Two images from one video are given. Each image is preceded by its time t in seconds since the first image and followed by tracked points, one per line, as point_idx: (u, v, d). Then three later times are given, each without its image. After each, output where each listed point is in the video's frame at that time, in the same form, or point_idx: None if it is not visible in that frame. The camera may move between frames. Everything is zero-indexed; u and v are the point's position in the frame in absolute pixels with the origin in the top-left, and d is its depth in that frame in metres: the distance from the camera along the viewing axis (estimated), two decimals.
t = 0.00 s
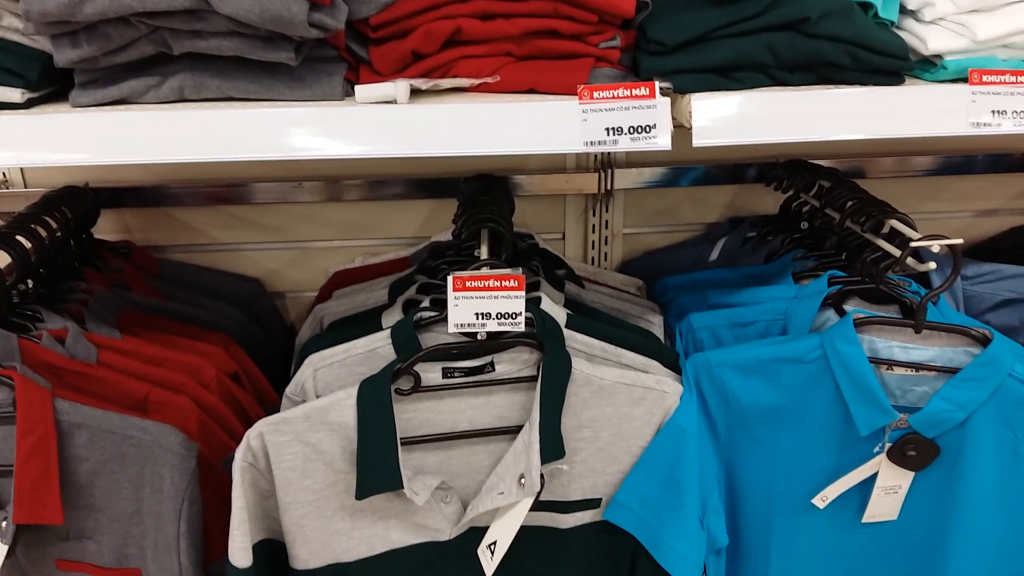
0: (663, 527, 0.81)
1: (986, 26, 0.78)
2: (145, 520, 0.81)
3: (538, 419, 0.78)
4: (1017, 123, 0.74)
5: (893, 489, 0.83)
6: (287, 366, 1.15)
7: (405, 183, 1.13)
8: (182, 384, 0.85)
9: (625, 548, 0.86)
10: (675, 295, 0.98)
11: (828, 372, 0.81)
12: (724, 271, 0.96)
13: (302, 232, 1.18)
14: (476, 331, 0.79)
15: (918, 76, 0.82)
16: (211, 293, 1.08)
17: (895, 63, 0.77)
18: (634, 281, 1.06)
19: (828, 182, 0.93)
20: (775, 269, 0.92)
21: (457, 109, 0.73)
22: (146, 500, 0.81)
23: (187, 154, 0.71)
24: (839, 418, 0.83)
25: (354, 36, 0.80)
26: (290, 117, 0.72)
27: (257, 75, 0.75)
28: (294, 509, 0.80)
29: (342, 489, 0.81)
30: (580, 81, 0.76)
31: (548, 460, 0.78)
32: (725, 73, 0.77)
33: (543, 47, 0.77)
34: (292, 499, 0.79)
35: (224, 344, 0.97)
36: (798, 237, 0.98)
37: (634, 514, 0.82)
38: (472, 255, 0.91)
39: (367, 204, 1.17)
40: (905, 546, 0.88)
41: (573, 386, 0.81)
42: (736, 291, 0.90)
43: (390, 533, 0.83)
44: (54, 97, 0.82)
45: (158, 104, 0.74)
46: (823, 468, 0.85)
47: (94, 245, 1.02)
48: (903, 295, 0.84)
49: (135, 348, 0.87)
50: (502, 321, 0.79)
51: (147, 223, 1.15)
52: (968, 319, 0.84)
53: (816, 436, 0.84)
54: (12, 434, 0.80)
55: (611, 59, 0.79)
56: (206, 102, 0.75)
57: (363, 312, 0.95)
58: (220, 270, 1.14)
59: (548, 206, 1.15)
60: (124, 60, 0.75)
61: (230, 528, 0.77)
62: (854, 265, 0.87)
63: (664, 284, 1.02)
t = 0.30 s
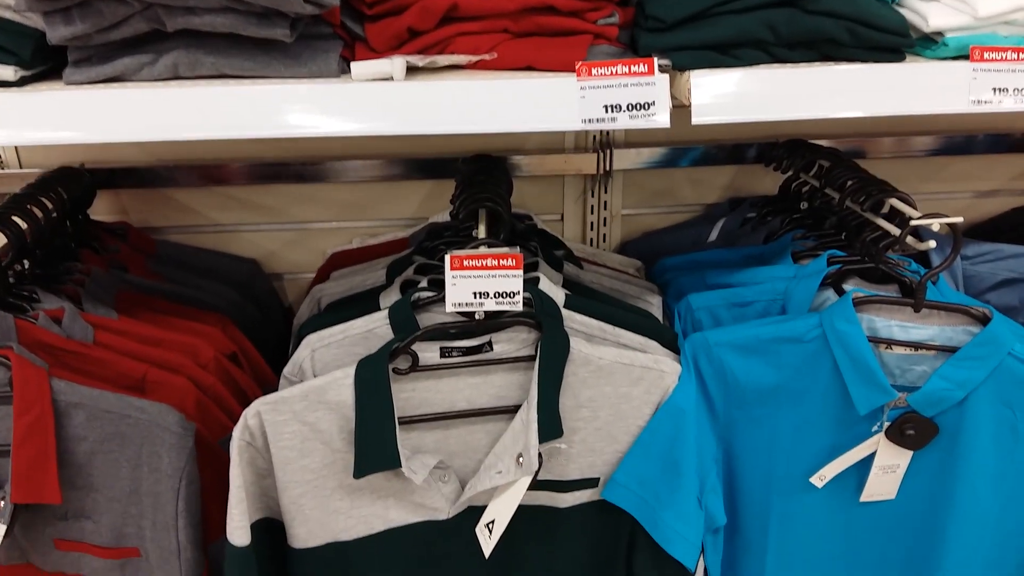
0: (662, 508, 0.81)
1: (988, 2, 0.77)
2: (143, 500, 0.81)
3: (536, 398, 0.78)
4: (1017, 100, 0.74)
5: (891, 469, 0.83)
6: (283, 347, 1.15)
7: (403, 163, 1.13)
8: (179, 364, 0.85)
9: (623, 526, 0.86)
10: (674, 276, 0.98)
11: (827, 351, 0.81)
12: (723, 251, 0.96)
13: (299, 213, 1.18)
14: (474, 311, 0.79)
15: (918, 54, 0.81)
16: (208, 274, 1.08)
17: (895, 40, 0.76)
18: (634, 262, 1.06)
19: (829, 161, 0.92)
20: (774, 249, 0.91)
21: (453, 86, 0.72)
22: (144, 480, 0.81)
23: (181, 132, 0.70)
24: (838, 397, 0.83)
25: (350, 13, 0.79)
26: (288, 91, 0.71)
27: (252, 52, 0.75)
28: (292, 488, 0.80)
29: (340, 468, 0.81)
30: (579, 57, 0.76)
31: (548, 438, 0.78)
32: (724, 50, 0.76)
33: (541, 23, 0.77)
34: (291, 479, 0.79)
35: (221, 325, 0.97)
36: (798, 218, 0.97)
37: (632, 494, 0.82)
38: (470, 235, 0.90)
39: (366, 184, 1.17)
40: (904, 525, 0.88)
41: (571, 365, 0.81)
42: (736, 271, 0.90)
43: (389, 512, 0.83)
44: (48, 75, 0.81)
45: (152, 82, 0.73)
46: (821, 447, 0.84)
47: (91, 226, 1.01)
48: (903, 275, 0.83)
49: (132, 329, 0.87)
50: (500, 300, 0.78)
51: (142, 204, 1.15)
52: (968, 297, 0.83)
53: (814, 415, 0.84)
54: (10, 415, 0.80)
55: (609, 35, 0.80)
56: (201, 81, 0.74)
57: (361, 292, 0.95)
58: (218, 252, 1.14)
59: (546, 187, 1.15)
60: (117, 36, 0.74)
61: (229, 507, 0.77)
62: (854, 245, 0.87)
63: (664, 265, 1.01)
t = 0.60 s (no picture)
0: (657, 487, 0.80)
1: None
2: (138, 481, 0.81)
3: (532, 379, 0.78)
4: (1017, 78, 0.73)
5: (887, 449, 0.83)
6: (279, 329, 1.14)
7: (398, 143, 1.12)
8: (173, 345, 0.85)
9: (619, 506, 0.86)
10: (671, 257, 0.98)
11: (824, 332, 0.81)
12: (720, 232, 0.95)
13: (294, 194, 1.17)
14: (470, 290, 0.78)
15: (918, 31, 0.81)
16: (202, 255, 1.08)
17: (894, 17, 0.76)
18: (630, 244, 1.05)
19: (827, 142, 0.92)
20: (772, 230, 0.91)
21: (447, 62, 0.71)
22: (139, 461, 0.80)
23: (173, 108, 0.69)
24: (835, 378, 0.82)
25: None
26: (281, 68, 0.71)
27: (244, 28, 0.74)
28: (288, 468, 0.79)
29: (335, 448, 0.80)
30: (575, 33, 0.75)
31: (544, 419, 0.77)
32: (723, 27, 0.75)
33: None
34: (286, 458, 0.79)
35: (216, 306, 0.96)
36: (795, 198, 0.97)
37: (628, 474, 0.81)
38: (466, 215, 0.90)
39: (361, 165, 1.16)
40: (899, 505, 0.88)
41: (567, 346, 0.80)
42: (732, 252, 0.90)
43: (385, 492, 0.83)
44: (39, 52, 0.80)
45: (143, 57, 0.72)
46: (818, 428, 0.84)
47: (84, 206, 1.01)
48: (900, 255, 0.83)
49: (126, 310, 0.86)
50: (495, 280, 0.78)
51: (136, 185, 1.14)
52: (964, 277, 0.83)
53: (811, 395, 0.83)
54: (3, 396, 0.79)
55: (606, 12, 0.79)
56: (193, 56, 0.73)
57: (356, 273, 0.94)
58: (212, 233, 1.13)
59: (543, 167, 1.14)
60: (107, 11, 0.73)
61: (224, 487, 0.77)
62: (851, 225, 0.87)
63: (660, 246, 1.01)
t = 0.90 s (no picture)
0: (655, 471, 0.80)
1: None
2: (134, 463, 0.81)
3: (529, 362, 0.77)
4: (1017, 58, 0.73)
5: (885, 433, 0.83)
6: (277, 313, 1.14)
7: (395, 126, 1.11)
8: (169, 328, 0.84)
9: (616, 489, 0.86)
10: (669, 240, 0.98)
11: (822, 315, 0.80)
12: (719, 215, 0.95)
13: (291, 177, 1.17)
14: (467, 273, 0.78)
15: (918, 12, 0.80)
16: (198, 239, 1.07)
17: None
18: (628, 228, 1.05)
19: (826, 125, 0.91)
20: (770, 213, 0.91)
21: (442, 42, 0.70)
22: (135, 443, 0.80)
23: (166, 89, 0.69)
24: (832, 361, 0.82)
25: None
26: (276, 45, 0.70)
27: (239, 7, 0.73)
28: (285, 451, 0.79)
29: (332, 431, 0.80)
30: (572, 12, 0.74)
31: (541, 401, 0.77)
32: (722, 7, 0.75)
33: None
34: (283, 441, 0.79)
35: (211, 290, 0.96)
36: (794, 181, 0.97)
37: (624, 457, 0.81)
38: (463, 198, 0.90)
39: (357, 147, 1.15)
40: (896, 488, 0.88)
41: (564, 329, 0.80)
42: (731, 236, 0.89)
43: (382, 475, 0.83)
44: (31, 33, 0.79)
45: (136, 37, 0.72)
46: (815, 412, 0.84)
47: (78, 190, 1.00)
48: (899, 238, 0.83)
49: (121, 293, 0.86)
50: (492, 263, 0.77)
51: (132, 169, 1.14)
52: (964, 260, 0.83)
53: (808, 379, 0.83)
54: None
55: None
56: (187, 36, 0.73)
57: (353, 257, 0.94)
58: (208, 216, 1.13)
59: (540, 151, 1.14)
60: None
61: (221, 470, 0.77)
62: (850, 208, 0.86)
63: (659, 230, 1.01)
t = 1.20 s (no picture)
0: (652, 454, 0.81)
1: None
2: (131, 446, 0.81)
3: (526, 346, 0.77)
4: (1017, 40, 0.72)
5: (881, 416, 0.83)
6: (274, 298, 1.14)
7: (391, 109, 1.11)
8: (165, 311, 0.84)
9: (613, 473, 0.86)
10: (667, 224, 0.98)
11: (820, 299, 0.80)
12: (717, 200, 0.95)
13: (288, 161, 1.16)
14: (463, 256, 0.77)
15: None
16: (194, 222, 1.07)
17: None
18: (626, 212, 1.05)
19: (824, 108, 0.91)
20: (769, 197, 0.91)
21: (438, 22, 0.69)
22: (132, 426, 0.80)
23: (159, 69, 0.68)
24: (829, 345, 0.82)
25: None
26: (270, 24, 0.69)
27: None
28: (282, 434, 0.79)
29: (329, 414, 0.80)
30: None
31: (538, 384, 0.77)
32: None
33: None
34: (279, 425, 0.79)
35: (207, 273, 0.96)
36: (792, 165, 0.97)
37: (621, 440, 0.81)
38: (460, 181, 0.90)
39: (354, 131, 1.15)
40: (892, 472, 0.88)
41: (561, 312, 0.80)
42: (728, 220, 0.89)
43: (379, 458, 0.83)
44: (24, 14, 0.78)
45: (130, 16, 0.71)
46: (812, 395, 0.84)
47: (74, 172, 1.00)
48: (897, 221, 0.83)
49: (117, 276, 0.86)
50: (489, 245, 0.77)
51: (128, 152, 1.13)
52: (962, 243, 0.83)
53: (805, 362, 0.83)
54: None
55: None
56: (180, 15, 0.72)
57: (349, 240, 0.94)
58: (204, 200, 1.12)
59: (538, 134, 1.13)
60: None
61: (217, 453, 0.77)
62: (848, 191, 0.86)
63: (656, 214, 1.01)
